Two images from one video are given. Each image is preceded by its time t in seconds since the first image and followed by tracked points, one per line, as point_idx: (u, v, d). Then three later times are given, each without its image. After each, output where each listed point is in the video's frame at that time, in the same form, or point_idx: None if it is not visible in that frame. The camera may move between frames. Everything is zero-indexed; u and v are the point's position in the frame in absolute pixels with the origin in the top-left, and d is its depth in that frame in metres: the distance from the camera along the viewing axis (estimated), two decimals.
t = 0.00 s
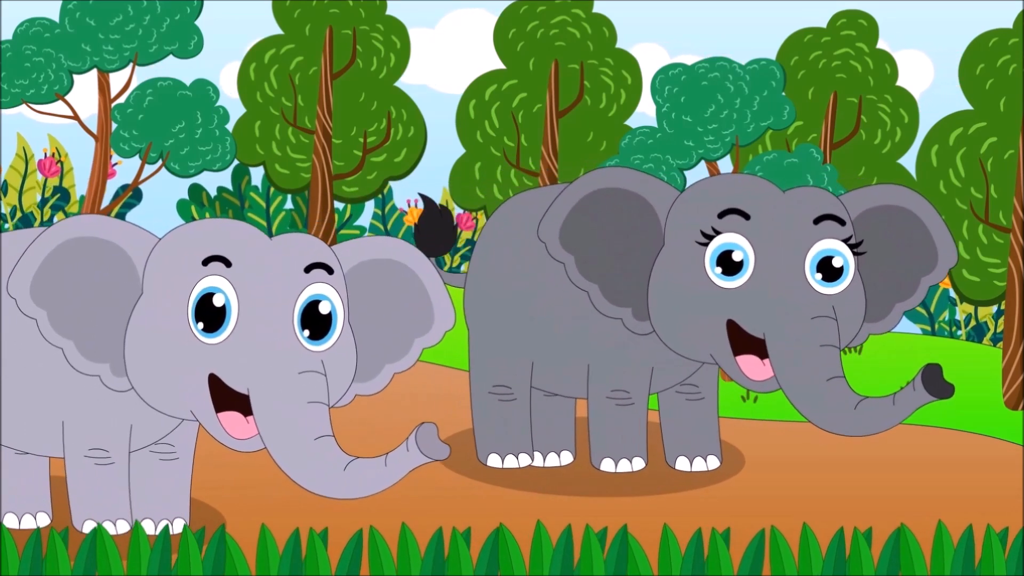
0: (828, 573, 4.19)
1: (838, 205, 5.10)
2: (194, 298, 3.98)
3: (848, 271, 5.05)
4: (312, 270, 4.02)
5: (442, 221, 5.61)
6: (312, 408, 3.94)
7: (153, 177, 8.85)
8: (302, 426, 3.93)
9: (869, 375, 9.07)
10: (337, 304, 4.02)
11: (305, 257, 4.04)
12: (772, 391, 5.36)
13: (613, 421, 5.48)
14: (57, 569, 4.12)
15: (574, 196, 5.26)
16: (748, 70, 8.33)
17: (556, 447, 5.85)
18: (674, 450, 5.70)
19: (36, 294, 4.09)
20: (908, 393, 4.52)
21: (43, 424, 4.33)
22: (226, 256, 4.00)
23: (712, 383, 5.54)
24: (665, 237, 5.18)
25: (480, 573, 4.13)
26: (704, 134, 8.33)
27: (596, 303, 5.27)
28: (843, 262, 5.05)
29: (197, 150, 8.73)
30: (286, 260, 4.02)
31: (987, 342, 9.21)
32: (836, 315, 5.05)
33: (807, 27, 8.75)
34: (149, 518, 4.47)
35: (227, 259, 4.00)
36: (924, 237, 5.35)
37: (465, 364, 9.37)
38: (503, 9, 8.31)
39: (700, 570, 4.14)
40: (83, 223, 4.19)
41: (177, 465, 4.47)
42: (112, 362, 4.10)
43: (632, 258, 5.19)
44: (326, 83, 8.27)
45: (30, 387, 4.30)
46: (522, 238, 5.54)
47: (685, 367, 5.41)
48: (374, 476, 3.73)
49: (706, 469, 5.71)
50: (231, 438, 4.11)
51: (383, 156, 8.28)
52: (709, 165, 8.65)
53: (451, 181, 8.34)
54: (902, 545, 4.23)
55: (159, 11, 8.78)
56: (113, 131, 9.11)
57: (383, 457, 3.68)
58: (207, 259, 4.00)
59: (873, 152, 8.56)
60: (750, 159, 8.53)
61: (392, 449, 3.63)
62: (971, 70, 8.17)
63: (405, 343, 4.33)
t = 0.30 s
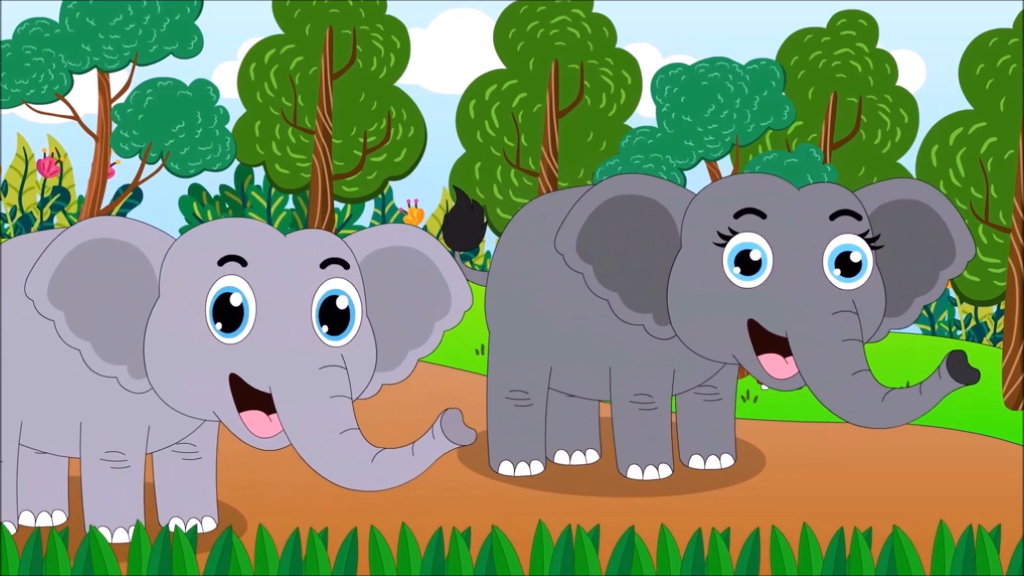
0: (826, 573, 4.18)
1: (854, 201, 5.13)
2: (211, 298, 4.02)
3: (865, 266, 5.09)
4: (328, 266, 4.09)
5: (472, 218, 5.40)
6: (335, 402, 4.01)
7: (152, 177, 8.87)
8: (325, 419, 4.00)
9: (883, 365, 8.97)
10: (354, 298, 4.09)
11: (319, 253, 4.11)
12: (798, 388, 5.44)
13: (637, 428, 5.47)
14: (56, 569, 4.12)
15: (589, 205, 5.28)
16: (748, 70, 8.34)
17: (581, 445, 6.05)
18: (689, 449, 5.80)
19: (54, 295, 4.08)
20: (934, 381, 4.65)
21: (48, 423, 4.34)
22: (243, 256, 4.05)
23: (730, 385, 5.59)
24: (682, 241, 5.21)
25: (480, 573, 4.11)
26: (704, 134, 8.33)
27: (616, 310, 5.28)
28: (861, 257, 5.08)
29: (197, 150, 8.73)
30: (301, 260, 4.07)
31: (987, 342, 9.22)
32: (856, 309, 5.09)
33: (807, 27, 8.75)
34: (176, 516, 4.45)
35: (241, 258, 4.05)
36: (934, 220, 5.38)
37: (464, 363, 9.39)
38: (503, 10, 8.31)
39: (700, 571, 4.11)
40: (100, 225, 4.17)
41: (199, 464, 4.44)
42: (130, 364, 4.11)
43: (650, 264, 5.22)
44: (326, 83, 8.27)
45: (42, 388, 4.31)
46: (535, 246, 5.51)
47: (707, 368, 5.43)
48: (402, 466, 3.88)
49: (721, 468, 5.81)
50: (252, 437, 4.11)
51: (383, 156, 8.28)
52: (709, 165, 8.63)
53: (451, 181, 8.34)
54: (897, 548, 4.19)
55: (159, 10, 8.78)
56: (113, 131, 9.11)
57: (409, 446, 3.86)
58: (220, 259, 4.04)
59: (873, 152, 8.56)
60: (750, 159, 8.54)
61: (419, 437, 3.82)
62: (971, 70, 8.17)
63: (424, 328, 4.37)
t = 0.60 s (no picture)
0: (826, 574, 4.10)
1: (867, 193, 4.86)
2: (227, 296, 3.73)
3: (882, 258, 4.81)
4: (340, 258, 3.80)
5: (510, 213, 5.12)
6: (359, 392, 3.67)
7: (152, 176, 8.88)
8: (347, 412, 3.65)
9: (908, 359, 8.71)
10: (369, 289, 3.80)
11: (331, 245, 3.82)
12: (824, 382, 5.12)
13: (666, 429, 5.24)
14: (56, 569, 4.05)
15: (597, 227, 5.08)
16: (748, 70, 8.35)
17: (608, 436, 6.12)
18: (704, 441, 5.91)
19: (69, 299, 3.82)
20: (960, 360, 4.48)
21: (66, 426, 4.08)
22: (254, 255, 3.76)
23: (749, 387, 5.69)
24: (697, 247, 4.94)
25: (480, 573, 4.06)
26: (704, 134, 8.33)
27: (639, 323, 5.03)
28: (877, 248, 4.80)
29: (197, 150, 8.72)
30: (298, 258, 3.76)
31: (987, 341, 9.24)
32: (876, 300, 4.79)
33: (807, 28, 8.76)
34: (205, 508, 4.41)
35: (253, 258, 3.75)
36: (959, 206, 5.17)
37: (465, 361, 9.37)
38: (503, 10, 8.31)
39: (699, 571, 4.07)
40: (112, 228, 3.91)
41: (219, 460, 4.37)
42: (147, 366, 3.83)
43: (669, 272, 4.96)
44: (326, 83, 8.27)
45: (53, 393, 4.06)
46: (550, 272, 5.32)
47: (731, 369, 5.21)
48: (432, 445, 3.56)
49: (733, 456, 5.94)
50: (279, 435, 3.82)
51: (383, 157, 8.28)
52: (709, 165, 8.65)
53: (452, 182, 8.35)
54: (898, 547, 4.12)
55: (159, 10, 8.77)
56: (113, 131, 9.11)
57: (439, 426, 3.53)
58: (232, 260, 3.75)
59: (873, 152, 8.55)
60: (750, 159, 8.56)
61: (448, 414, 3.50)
62: (971, 70, 8.17)
63: (440, 310, 4.17)
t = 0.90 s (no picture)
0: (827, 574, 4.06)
1: (900, 204, 4.89)
2: (256, 297, 3.80)
3: (909, 270, 4.84)
4: (372, 270, 3.84)
5: (510, 220, 5.21)
6: (376, 407, 3.78)
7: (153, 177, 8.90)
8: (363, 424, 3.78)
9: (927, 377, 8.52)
10: (398, 302, 3.84)
11: (365, 256, 3.86)
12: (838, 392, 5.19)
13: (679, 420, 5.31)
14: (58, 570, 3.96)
15: (633, 202, 5.10)
16: (748, 70, 8.34)
17: (621, 443, 5.77)
18: (734, 447, 5.58)
19: (97, 297, 3.85)
20: (971, 389, 4.47)
21: (81, 426, 4.11)
22: (287, 257, 3.83)
23: (775, 383, 5.38)
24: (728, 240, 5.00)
25: (480, 573, 4.00)
26: (704, 134, 8.33)
27: (659, 306, 5.08)
28: (904, 260, 4.84)
29: (197, 150, 8.72)
30: (332, 260, 3.83)
31: (987, 341, 9.25)
32: (898, 314, 4.84)
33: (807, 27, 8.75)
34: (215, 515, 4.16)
35: (286, 260, 3.82)
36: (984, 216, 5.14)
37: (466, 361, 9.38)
38: (503, 10, 8.31)
39: (699, 571, 4.05)
40: (142, 226, 3.94)
41: (238, 464, 4.16)
42: (175, 365, 3.88)
43: (695, 262, 5.02)
44: (326, 83, 8.27)
45: (79, 388, 4.07)
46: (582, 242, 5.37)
47: (750, 369, 5.21)
48: (440, 473, 3.65)
49: (767, 465, 5.59)
50: (294, 439, 3.89)
51: (383, 157, 8.28)
52: (709, 165, 8.64)
53: (452, 182, 8.34)
54: (901, 544, 4.08)
55: (159, 10, 8.76)
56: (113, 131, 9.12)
57: (448, 453, 3.62)
58: (264, 262, 3.82)
59: (873, 153, 8.56)
60: (750, 159, 8.55)
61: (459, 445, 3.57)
62: (971, 70, 8.18)
63: (467, 341, 4.16)
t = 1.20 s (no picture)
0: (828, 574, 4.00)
1: (926, 209, 4.73)
2: (279, 301, 3.62)
3: (933, 276, 4.69)
4: (399, 275, 3.66)
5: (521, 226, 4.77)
6: (394, 414, 3.57)
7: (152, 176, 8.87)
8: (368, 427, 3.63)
9: (939, 380, 8.50)
10: (423, 309, 3.64)
11: (391, 260, 3.68)
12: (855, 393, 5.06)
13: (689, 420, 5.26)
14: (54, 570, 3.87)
15: (665, 188, 4.95)
16: (748, 70, 8.33)
17: (638, 447, 5.55)
18: (762, 452, 5.45)
19: (122, 293, 3.68)
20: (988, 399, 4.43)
21: (104, 428, 3.95)
22: (314, 259, 3.65)
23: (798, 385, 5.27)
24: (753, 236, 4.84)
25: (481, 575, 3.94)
26: (704, 134, 8.32)
27: (681, 299, 4.93)
28: (929, 266, 4.69)
29: (197, 150, 8.71)
30: (360, 260, 3.65)
31: (988, 342, 9.23)
32: (919, 320, 4.69)
33: (806, 28, 8.74)
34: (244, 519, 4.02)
35: (313, 262, 3.64)
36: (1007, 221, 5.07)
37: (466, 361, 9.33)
38: (503, 10, 8.32)
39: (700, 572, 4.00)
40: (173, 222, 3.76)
41: (258, 467, 4.01)
42: (198, 363, 3.69)
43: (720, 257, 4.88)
44: (326, 83, 8.26)
45: (100, 387, 3.90)
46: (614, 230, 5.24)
47: (769, 368, 5.12)
48: (454, 487, 3.45)
49: (796, 470, 5.45)
50: (314, 443, 3.71)
51: (383, 156, 8.28)
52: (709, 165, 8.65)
53: (452, 182, 8.34)
54: (902, 547, 4.06)
55: (159, 10, 8.76)
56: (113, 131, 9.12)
57: (462, 465, 3.42)
58: (293, 262, 3.65)
59: (873, 153, 8.56)
60: (750, 159, 8.55)
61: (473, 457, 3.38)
62: (971, 70, 8.17)
63: (488, 358, 3.90)
